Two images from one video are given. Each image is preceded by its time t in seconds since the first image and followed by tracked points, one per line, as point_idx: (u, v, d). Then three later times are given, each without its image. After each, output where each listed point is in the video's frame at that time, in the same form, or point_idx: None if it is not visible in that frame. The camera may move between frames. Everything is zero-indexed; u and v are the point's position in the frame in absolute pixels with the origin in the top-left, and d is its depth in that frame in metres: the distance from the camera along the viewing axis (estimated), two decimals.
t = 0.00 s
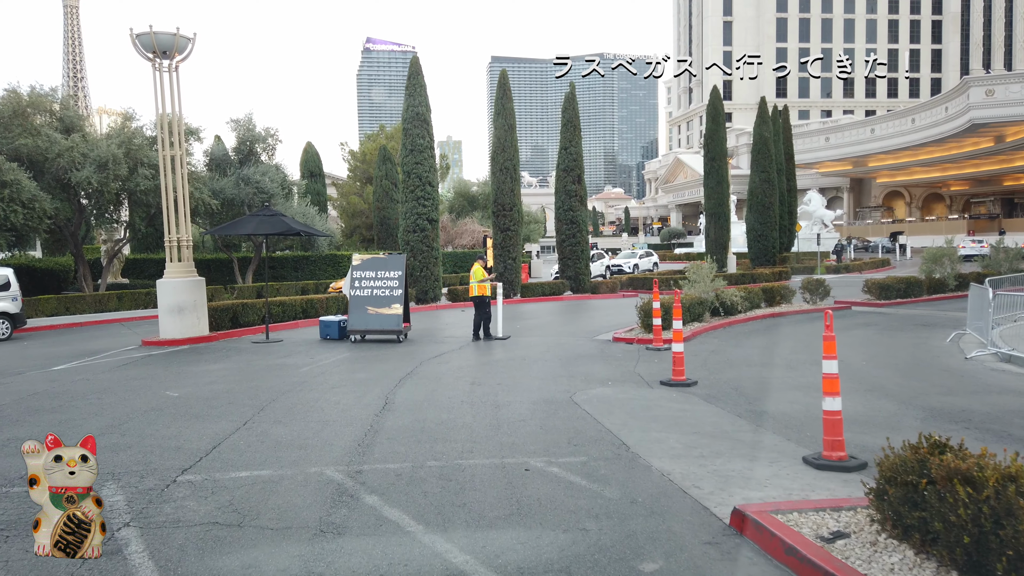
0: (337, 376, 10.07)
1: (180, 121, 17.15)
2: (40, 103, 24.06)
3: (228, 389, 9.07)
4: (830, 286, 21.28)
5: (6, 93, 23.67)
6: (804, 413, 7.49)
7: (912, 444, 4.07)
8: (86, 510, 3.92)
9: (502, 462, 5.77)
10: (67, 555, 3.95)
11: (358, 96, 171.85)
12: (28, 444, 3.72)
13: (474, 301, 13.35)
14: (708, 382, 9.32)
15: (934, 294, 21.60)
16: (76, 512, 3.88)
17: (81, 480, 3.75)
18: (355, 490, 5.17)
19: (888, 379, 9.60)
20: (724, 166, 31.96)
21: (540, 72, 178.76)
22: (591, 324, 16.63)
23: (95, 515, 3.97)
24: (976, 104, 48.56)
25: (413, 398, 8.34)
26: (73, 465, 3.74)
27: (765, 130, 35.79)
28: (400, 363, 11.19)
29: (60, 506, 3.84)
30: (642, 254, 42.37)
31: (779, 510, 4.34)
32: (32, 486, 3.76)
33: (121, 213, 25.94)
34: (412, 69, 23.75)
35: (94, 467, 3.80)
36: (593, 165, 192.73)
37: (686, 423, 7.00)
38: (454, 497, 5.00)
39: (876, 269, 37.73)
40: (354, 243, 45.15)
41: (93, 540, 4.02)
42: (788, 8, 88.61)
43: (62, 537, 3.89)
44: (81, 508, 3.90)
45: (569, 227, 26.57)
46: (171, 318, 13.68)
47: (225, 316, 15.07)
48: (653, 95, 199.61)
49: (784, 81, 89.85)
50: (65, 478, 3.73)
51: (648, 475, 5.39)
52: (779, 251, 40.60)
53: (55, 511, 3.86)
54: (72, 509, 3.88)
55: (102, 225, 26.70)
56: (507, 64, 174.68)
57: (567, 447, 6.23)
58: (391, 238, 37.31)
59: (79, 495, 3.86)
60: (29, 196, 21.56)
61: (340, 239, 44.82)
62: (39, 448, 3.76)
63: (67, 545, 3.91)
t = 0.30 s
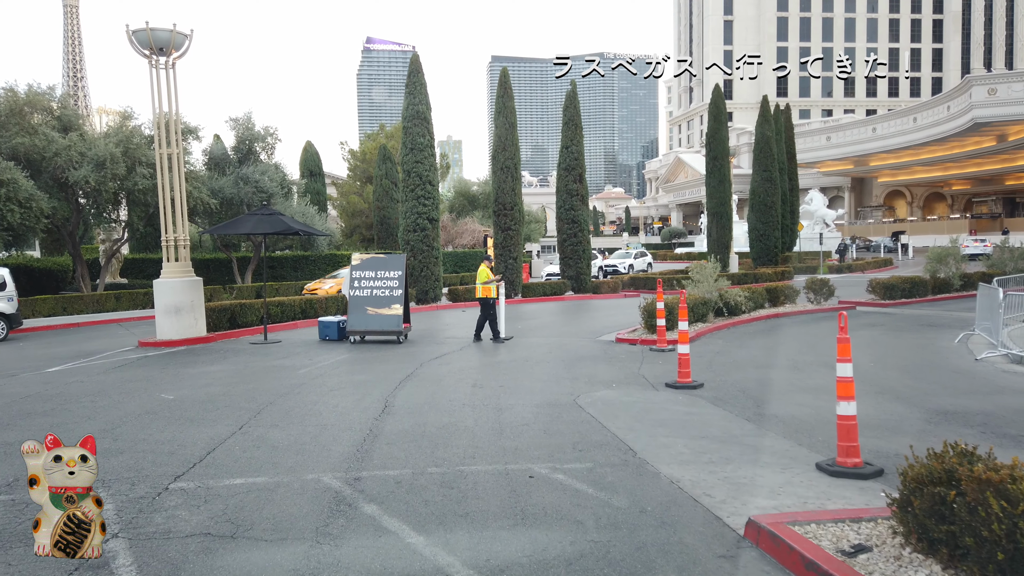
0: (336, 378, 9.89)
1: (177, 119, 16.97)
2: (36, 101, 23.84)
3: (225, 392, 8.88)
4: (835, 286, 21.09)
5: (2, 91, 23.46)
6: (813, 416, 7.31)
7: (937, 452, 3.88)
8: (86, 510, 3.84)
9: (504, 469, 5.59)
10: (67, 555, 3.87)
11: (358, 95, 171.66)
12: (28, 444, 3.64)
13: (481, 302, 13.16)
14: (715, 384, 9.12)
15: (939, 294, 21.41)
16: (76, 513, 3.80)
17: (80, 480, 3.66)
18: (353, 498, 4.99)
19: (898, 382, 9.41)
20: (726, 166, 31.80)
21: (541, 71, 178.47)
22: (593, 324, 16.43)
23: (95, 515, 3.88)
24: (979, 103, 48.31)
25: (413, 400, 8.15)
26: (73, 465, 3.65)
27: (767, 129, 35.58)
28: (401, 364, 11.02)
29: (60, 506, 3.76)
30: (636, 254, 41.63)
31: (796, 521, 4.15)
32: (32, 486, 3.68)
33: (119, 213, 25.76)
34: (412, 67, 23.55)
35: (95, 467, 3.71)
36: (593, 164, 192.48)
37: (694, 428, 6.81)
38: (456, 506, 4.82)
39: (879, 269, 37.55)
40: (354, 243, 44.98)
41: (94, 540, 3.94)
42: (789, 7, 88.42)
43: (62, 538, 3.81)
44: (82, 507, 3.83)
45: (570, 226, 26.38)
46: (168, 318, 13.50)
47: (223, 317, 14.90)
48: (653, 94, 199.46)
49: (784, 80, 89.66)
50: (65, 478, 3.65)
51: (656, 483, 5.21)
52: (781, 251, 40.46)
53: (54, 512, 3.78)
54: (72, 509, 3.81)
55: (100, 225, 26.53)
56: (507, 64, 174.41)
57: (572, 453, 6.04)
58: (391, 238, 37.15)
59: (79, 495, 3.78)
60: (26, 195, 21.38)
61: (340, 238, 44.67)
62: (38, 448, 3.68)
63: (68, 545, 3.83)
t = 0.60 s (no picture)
0: (334, 380, 9.70)
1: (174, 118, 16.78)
2: (34, 100, 23.66)
3: (221, 394, 8.69)
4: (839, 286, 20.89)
5: None
6: (825, 420, 7.11)
7: (964, 462, 3.70)
8: (86, 510, 3.81)
9: (507, 476, 5.40)
10: (67, 555, 3.85)
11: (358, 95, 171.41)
12: (28, 444, 3.59)
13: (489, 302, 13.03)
14: (722, 387, 8.91)
15: (945, 294, 21.19)
16: (76, 512, 3.76)
17: (80, 480, 3.62)
18: (351, 507, 4.81)
19: (908, 384, 9.22)
20: (729, 164, 31.66)
21: (541, 71, 178.22)
22: (595, 325, 16.23)
23: (94, 515, 3.85)
24: (981, 102, 48.07)
25: (413, 404, 7.96)
26: (72, 465, 3.60)
27: (769, 128, 35.39)
28: (401, 366, 10.82)
29: (59, 506, 3.74)
30: (631, 254, 41.46)
31: (814, 533, 3.97)
32: (32, 486, 3.64)
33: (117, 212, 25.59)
34: (413, 64, 23.40)
35: (94, 468, 3.67)
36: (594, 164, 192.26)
37: (703, 433, 6.61)
38: (457, 516, 4.63)
39: (882, 269, 37.35)
40: (354, 243, 44.80)
41: (93, 540, 3.92)
42: (789, 6, 88.20)
43: (62, 537, 3.79)
44: (82, 507, 3.80)
45: (571, 226, 26.18)
46: (165, 319, 13.32)
47: (221, 317, 14.71)
48: (653, 94, 199.26)
49: (785, 80, 89.42)
50: (65, 478, 3.61)
51: (665, 491, 5.02)
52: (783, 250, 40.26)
53: (54, 512, 3.75)
54: (72, 509, 3.78)
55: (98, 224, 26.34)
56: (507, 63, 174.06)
57: (577, 458, 5.86)
58: (391, 238, 36.96)
59: (79, 495, 3.75)
60: (23, 194, 21.20)
61: (340, 238, 44.50)
62: (38, 448, 3.64)
63: (67, 545, 3.80)
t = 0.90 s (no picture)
0: (333, 382, 9.49)
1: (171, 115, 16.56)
2: (31, 99, 23.45)
3: (216, 397, 8.49)
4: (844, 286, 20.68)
5: None
6: (837, 424, 6.89)
7: (996, 474, 3.50)
8: (86, 511, 3.74)
9: (511, 484, 5.21)
10: (67, 555, 3.75)
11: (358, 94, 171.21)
12: (29, 444, 3.52)
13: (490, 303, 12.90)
14: (730, 390, 8.68)
15: (950, 294, 20.98)
16: (76, 513, 3.70)
17: (82, 480, 3.57)
18: (348, 517, 4.60)
19: (919, 386, 9.02)
20: (731, 163, 31.48)
21: (540, 71, 178.22)
22: (598, 326, 16.01)
23: (95, 515, 3.78)
24: (983, 101, 47.87)
25: (413, 407, 7.76)
26: (73, 465, 3.55)
27: (772, 127, 35.16)
28: (401, 367, 10.63)
29: (59, 506, 3.66)
30: (624, 254, 41.13)
31: (837, 548, 3.77)
32: (32, 487, 3.56)
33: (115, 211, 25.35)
34: (413, 62, 23.19)
35: (95, 467, 3.62)
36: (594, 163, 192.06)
37: (713, 438, 6.40)
38: (460, 527, 4.42)
39: (884, 268, 37.12)
40: (354, 242, 44.61)
41: (93, 540, 3.84)
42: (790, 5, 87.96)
43: (61, 538, 3.70)
44: (81, 508, 3.73)
45: (573, 225, 25.95)
46: (161, 319, 13.10)
47: (218, 318, 14.51)
48: (653, 94, 199.32)
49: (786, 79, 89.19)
50: (66, 478, 3.56)
51: (676, 501, 4.81)
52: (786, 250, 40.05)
53: (54, 512, 3.67)
54: (72, 509, 3.70)
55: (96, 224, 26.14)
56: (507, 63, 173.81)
57: (584, 465, 5.65)
58: (391, 237, 36.76)
59: (79, 495, 3.68)
60: (20, 193, 20.97)
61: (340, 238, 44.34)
62: (38, 448, 3.57)
63: (67, 545, 3.71)
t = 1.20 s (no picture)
0: (332, 384, 9.27)
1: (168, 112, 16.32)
2: (28, 97, 23.22)
3: (211, 400, 8.28)
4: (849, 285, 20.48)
5: None
6: (851, 429, 6.68)
7: None
8: (86, 510, 3.80)
9: (516, 493, 4.99)
10: (67, 555, 3.81)
11: (358, 93, 170.89)
12: (28, 444, 3.57)
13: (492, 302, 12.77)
14: (738, 393, 8.47)
15: (956, 294, 20.78)
16: (76, 512, 3.75)
17: (81, 480, 3.63)
18: (345, 530, 4.38)
19: (933, 388, 8.78)
20: (733, 162, 31.20)
21: (540, 69, 177.94)
22: (600, 326, 15.78)
23: (95, 515, 3.85)
24: (986, 100, 47.54)
25: (413, 410, 7.54)
26: (73, 465, 3.61)
27: (774, 125, 34.93)
28: (401, 368, 10.41)
29: (60, 506, 3.72)
30: (618, 253, 40.37)
31: (862, 565, 3.56)
32: (32, 486, 3.62)
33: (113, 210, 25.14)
34: (413, 59, 22.95)
35: (95, 467, 3.68)
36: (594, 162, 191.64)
37: (724, 443, 6.19)
38: (463, 542, 4.20)
39: (887, 268, 36.93)
40: (354, 241, 44.40)
41: (93, 540, 3.90)
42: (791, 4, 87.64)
43: (61, 538, 3.76)
44: (82, 507, 3.79)
45: (574, 224, 25.72)
46: (158, 319, 12.89)
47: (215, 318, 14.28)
48: (653, 93, 199.11)
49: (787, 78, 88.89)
50: (66, 478, 3.61)
51: (690, 512, 4.58)
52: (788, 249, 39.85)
53: (54, 512, 3.72)
54: (72, 509, 3.76)
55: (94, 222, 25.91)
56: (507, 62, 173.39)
57: (591, 473, 5.42)
58: (391, 236, 36.56)
59: (79, 495, 3.74)
60: (16, 192, 20.72)
61: (340, 237, 44.14)
62: (39, 447, 3.63)
63: (67, 545, 3.77)
